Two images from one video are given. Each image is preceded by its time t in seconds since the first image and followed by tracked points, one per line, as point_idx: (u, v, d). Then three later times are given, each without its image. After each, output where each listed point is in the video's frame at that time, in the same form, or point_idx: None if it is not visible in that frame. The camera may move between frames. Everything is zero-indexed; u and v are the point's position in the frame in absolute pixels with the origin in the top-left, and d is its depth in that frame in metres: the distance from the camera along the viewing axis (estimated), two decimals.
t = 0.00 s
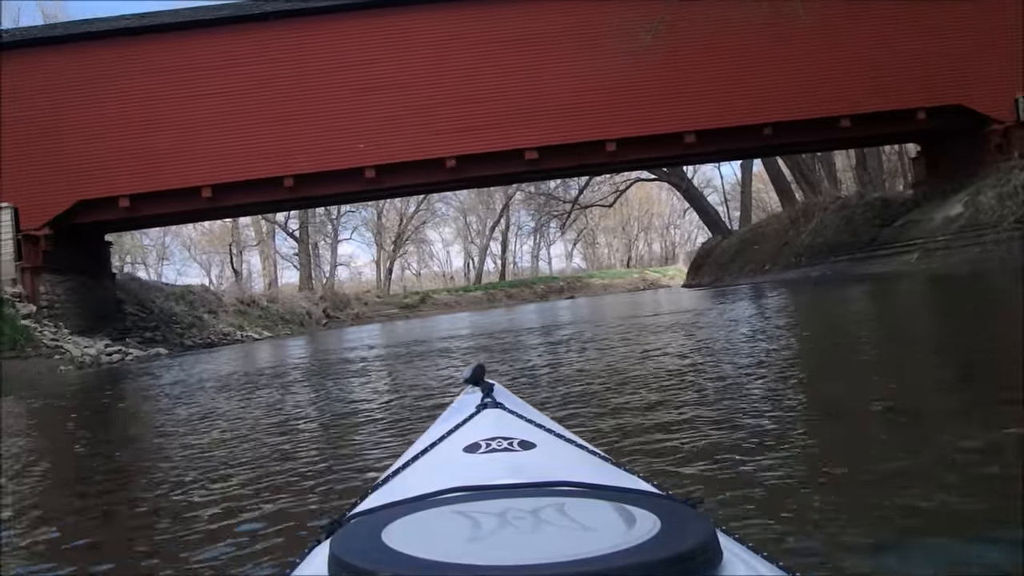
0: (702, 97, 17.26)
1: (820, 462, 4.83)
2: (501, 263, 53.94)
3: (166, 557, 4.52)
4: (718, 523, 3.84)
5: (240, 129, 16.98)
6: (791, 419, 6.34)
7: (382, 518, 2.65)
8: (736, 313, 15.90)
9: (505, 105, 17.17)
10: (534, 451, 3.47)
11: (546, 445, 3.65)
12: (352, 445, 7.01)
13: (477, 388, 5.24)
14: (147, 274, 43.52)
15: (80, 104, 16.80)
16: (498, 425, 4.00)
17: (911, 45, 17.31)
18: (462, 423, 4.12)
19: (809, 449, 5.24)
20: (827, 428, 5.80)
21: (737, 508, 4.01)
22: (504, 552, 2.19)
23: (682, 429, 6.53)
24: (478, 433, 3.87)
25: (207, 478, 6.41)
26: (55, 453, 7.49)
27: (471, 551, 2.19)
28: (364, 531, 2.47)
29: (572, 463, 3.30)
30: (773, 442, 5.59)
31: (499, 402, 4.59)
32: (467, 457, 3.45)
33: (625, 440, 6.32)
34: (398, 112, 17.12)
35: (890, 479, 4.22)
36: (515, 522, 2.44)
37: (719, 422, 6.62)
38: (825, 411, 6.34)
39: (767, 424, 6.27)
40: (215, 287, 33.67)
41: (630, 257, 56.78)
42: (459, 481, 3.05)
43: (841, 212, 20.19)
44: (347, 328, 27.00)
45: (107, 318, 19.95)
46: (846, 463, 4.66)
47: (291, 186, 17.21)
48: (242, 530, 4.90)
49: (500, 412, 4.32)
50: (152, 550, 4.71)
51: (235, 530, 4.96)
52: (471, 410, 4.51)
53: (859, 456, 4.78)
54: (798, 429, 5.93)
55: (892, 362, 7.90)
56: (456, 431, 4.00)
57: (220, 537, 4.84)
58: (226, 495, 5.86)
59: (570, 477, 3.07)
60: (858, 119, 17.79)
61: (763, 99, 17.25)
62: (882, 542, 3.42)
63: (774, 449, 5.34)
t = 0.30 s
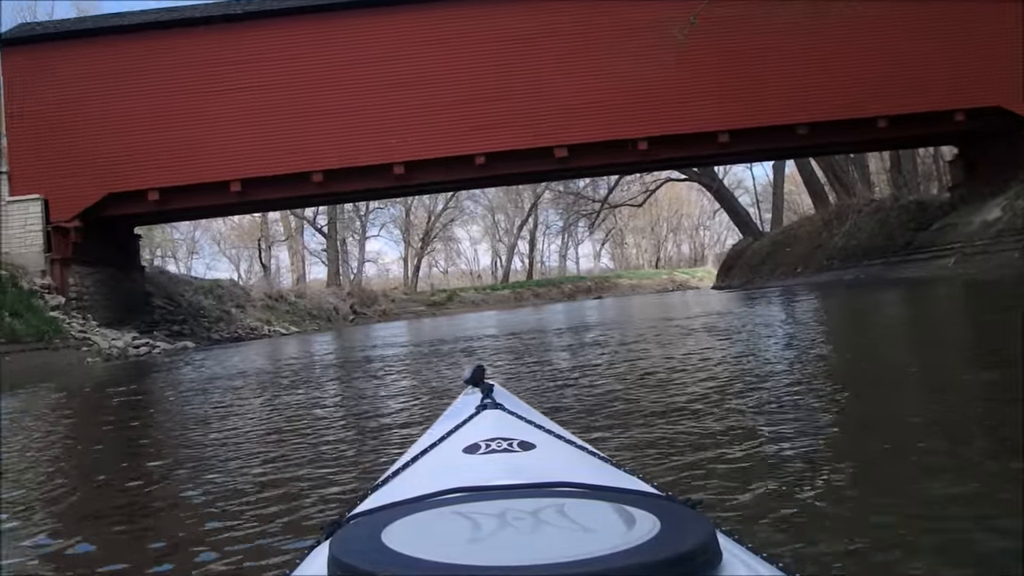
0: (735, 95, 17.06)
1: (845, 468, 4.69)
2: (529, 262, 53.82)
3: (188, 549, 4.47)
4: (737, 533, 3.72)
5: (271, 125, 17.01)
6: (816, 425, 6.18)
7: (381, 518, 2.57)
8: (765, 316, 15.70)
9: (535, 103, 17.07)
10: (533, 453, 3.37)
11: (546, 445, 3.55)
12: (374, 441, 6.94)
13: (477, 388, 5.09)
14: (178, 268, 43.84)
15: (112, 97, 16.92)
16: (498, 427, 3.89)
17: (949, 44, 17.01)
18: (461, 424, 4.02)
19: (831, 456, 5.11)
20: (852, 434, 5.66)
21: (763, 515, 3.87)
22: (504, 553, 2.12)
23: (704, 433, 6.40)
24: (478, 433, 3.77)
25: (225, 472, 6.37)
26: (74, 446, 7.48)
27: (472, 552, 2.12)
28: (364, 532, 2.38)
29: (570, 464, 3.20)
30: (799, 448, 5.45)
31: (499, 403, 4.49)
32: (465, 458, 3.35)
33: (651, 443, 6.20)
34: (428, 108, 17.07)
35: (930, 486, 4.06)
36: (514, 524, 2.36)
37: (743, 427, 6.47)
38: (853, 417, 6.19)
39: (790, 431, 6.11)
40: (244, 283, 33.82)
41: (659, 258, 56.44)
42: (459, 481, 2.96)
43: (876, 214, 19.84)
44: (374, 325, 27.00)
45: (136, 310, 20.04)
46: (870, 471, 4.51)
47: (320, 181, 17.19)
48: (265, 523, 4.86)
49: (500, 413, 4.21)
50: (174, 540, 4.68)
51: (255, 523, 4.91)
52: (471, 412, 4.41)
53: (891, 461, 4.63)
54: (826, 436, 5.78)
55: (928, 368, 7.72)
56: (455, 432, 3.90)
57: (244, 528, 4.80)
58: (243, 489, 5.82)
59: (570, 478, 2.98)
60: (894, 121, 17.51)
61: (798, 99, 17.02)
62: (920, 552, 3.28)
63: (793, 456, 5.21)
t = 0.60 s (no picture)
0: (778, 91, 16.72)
1: (877, 482, 4.53)
2: (566, 261, 53.62)
3: (212, 545, 4.44)
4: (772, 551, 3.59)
5: (309, 122, 17.03)
6: (853, 432, 6.00)
7: (379, 518, 2.47)
8: (806, 316, 15.43)
9: (572, 99, 16.93)
10: (533, 451, 3.27)
11: (545, 445, 3.44)
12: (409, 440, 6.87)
13: (475, 388, 4.94)
14: (217, 264, 44.33)
15: (152, 93, 17.07)
16: (496, 425, 3.78)
17: (1001, 38, 16.56)
18: (460, 422, 3.90)
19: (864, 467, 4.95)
20: (888, 443, 5.48)
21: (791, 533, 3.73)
22: (501, 552, 2.05)
23: (736, 436, 6.23)
24: (478, 432, 3.66)
25: (252, 469, 6.33)
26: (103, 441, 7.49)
27: (472, 552, 2.05)
28: (363, 532, 2.29)
29: (571, 463, 3.10)
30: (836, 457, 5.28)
31: (498, 402, 4.35)
32: (464, 458, 3.25)
33: (687, 445, 6.04)
34: (465, 104, 16.98)
35: (990, 516, 3.83)
36: (513, 523, 2.28)
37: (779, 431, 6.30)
38: (896, 426, 6.00)
39: (822, 437, 5.94)
40: (281, 279, 34.07)
41: (698, 257, 55.95)
42: (458, 480, 2.86)
43: (921, 213, 19.62)
44: (411, 323, 26.99)
45: (174, 306, 20.20)
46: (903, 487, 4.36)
47: (357, 177, 17.15)
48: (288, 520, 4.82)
49: (500, 412, 4.06)
50: (198, 535, 4.67)
51: (277, 520, 4.87)
52: (469, 411, 4.27)
53: (927, 480, 4.47)
54: (865, 443, 5.61)
55: (980, 376, 7.48)
56: (454, 430, 3.79)
57: (266, 524, 4.78)
58: (266, 486, 5.78)
59: (570, 476, 2.88)
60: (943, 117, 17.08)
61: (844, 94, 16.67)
62: None
63: (819, 464, 5.06)
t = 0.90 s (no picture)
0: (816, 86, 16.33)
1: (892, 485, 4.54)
2: (596, 259, 53.42)
3: (241, 542, 4.42)
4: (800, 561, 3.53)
5: (340, 120, 16.97)
6: (879, 429, 5.99)
7: (381, 519, 2.58)
8: (841, 315, 15.17)
9: (603, 95, 16.76)
10: (533, 453, 3.36)
11: (545, 447, 3.52)
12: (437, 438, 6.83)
13: (474, 389, 4.92)
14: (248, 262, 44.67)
15: (183, 92, 17.17)
16: (496, 426, 3.86)
17: None
18: (460, 424, 3.95)
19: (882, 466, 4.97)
20: (912, 443, 5.46)
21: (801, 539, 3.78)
22: (498, 552, 2.13)
23: (766, 434, 6.20)
24: (477, 434, 3.73)
25: (281, 463, 6.40)
26: (135, 437, 7.55)
27: (471, 552, 2.12)
28: (363, 533, 2.37)
29: (569, 464, 3.21)
30: (862, 456, 5.26)
31: (499, 403, 4.39)
32: (466, 458, 3.33)
33: (719, 443, 5.95)
34: (495, 101, 16.88)
35: None
36: (513, 525, 2.37)
37: (810, 429, 6.22)
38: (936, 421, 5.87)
39: (846, 434, 5.92)
40: (313, 277, 34.15)
41: (730, 255, 55.49)
42: (459, 482, 2.97)
43: (960, 209, 19.14)
44: (441, 321, 26.97)
45: (205, 304, 20.30)
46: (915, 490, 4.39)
47: (387, 174, 17.11)
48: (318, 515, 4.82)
49: (499, 414, 4.12)
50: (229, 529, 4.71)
51: (306, 516, 4.86)
52: (469, 412, 4.30)
53: (948, 486, 4.46)
54: (896, 442, 5.56)
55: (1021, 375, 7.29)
56: (454, 431, 3.86)
57: (296, 521, 4.75)
58: (291, 480, 5.82)
59: (571, 478, 2.99)
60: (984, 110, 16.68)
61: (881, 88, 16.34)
62: None
63: (828, 464, 5.12)
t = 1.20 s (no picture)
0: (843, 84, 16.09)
1: (897, 484, 4.63)
2: (618, 257, 53.20)
3: (253, 537, 4.41)
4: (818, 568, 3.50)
5: (362, 117, 16.94)
6: (901, 431, 5.91)
7: (383, 521, 2.73)
8: (866, 317, 14.99)
9: (626, 92, 16.61)
10: (533, 456, 3.51)
11: (545, 449, 3.68)
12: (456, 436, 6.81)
13: (475, 391, 5.00)
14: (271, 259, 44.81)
15: (205, 89, 17.18)
16: (497, 430, 3.99)
17: None
18: (461, 426, 4.11)
19: (891, 467, 5.01)
20: (933, 446, 5.40)
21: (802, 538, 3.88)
22: (501, 553, 2.27)
23: (783, 434, 6.15)
24: (478, 436, 3.90)
25: (299, 458, 6.42)
26: (153, 433, 7.54)
27: (472, 553, 2.26)
28: (365, 535, 2.51)
29: (566, 467, 3.37)
30: (881, 459, 5.21)
31: (500, 407, 4.50)
32: (465, 462, 3.49)
33: (740, 444, 5.91)
34: (516, 98, 16.78)
35: None
36: (514, 527, 2.52)
37: (829, 430, 6.17)
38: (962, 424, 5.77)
39: (865, 436, 5.87)
40: (334, 274, 34.17)
41: (754, 254, 55.11)
42: (458, 485, 3.13)
43: (989, 208, 18.81)
44: (463, 319, 26.92)
45: (226, 301, 20.35)
46: (921, 491, 4.46)
47: (408, 171, 17.07)
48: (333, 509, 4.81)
49: (500, 416, 4.26)
50: (244, 520, 4.75)
51: (320, 511, 4.86)
52: (470, 414, 4.44)
53: (968, 491, 4.42)
54: (917, 445, 5.50)
55: None
56: (455, 434, 4.02)
57: (311, 516, 4.73)
58: (307, 475, 5.84)
59: (570, 481, 3.15)
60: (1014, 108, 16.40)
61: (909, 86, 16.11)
62: None
63: (837, 464, 5.16)
